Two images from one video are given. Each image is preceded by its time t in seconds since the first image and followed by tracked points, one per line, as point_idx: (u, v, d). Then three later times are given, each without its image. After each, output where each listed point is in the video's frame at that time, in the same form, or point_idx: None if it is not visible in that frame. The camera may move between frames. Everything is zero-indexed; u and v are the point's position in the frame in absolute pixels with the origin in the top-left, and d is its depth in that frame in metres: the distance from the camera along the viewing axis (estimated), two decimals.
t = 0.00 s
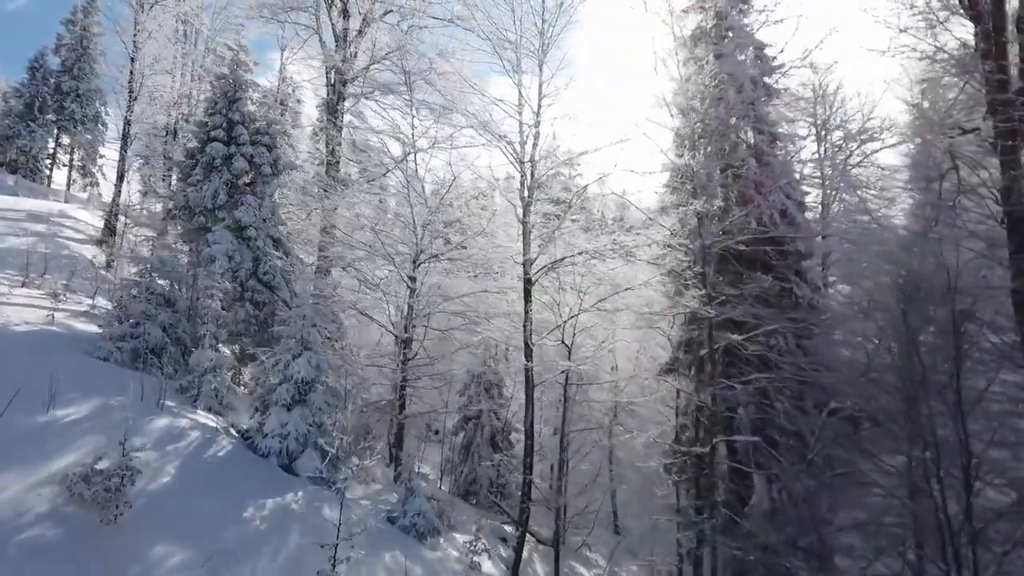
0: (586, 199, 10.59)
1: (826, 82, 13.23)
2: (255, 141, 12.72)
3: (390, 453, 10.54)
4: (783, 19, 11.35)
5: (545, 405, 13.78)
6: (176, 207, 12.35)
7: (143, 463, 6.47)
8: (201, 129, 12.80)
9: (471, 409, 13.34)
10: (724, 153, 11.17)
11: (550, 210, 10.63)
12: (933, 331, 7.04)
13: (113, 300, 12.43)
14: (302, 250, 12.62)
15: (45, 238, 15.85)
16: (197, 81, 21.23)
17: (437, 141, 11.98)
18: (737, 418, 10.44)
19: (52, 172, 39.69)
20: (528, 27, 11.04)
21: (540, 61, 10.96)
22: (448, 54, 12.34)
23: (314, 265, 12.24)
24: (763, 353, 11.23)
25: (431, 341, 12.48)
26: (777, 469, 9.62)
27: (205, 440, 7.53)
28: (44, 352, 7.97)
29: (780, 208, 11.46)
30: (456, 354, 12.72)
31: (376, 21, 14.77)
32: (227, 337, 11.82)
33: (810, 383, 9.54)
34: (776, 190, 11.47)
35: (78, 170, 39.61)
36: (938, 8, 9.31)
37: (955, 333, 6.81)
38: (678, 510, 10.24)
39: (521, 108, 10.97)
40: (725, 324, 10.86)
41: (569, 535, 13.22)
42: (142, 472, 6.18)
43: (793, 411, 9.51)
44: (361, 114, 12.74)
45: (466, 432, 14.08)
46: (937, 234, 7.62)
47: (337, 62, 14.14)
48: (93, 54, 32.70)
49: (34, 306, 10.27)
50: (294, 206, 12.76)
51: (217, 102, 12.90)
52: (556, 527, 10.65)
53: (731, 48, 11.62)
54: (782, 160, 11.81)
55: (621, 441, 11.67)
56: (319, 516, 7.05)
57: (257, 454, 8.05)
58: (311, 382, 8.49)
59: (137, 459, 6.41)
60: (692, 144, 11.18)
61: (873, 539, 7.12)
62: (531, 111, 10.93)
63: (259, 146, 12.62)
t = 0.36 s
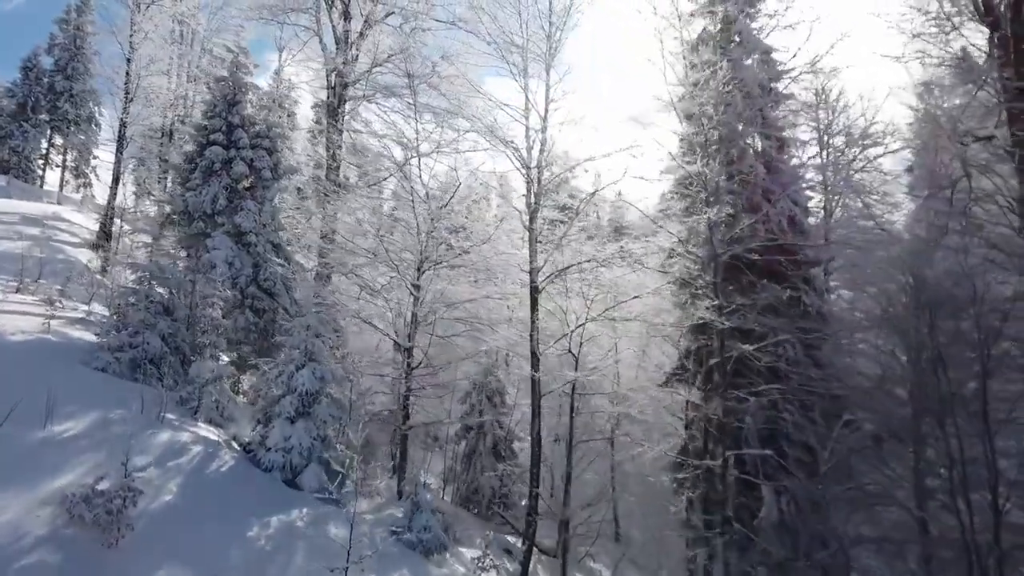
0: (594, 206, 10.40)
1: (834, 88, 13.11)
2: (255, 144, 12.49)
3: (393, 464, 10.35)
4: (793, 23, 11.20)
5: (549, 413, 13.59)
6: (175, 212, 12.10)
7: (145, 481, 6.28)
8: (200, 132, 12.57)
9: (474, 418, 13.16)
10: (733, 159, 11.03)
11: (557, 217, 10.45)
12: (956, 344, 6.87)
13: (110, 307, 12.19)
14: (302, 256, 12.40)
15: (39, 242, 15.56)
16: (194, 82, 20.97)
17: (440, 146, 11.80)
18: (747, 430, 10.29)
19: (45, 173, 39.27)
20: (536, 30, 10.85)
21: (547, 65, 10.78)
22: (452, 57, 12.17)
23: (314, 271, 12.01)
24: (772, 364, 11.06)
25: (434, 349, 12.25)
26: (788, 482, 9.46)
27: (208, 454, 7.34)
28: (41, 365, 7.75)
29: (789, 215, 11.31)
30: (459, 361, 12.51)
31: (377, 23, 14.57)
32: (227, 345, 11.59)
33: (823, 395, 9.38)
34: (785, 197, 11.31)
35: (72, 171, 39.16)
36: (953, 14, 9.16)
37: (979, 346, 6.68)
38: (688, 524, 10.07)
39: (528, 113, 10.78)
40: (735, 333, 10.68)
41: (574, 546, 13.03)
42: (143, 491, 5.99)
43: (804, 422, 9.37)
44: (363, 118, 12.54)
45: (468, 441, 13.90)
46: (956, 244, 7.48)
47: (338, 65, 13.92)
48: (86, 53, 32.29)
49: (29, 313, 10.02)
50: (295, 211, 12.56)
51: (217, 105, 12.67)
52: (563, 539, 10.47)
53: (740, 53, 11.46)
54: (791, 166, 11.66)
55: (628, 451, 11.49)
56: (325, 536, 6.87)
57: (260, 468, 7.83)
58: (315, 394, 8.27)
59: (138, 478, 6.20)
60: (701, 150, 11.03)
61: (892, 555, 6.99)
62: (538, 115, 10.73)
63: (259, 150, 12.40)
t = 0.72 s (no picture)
0: (602, 216, 10.23)
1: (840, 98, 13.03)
2: (255, 152, 12.28)
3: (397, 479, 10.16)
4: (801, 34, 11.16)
5: (552, 425, 13.40)
6: (173, 220, 11.88)
7: (147, 504, 6.06)
8: (200, 139, 12.36)
9: (478, 430, 12.98)
10: (742, 169, 10.89)
11: (565, 227, 10.27)
12: (979, 361, 6.72)
13: (106, 317, 11.92)
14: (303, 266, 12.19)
15: (33, 249, 15.28)
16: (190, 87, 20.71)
17: (444, 154, 11.62)
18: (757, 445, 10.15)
19: (37, 176, 38.74)
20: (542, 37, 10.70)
21: (554, 73, 10.62)
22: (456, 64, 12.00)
23: (315, 282, 11.79)
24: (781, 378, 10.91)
25: (436, 361, 12.04)
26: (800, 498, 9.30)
27: (210, 474, 7.13)
28: (37, 380, 7.51)
29: (797, 226, 11.19)
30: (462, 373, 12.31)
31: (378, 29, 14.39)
32: (226, 357, 11.37)
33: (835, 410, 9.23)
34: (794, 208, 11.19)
35: (64, 175, 38.66)
36: (966, 23, 9.05)
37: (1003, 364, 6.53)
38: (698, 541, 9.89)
39: (535, 122, 10.61)
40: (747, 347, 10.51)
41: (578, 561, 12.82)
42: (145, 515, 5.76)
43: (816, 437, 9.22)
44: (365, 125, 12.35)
45: (471, 453, 13.71)
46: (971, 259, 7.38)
47: (339, 71, 13.74)
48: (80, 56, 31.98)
49: (24, 325, 9.76)
50: (296, 220, 12.35)
51: (216, 112, 12.46)
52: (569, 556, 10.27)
53: (747, 62, 11.34)
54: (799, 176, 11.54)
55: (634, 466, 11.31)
56: (331, 559, 6.66)
57: (262, 487, 7.61)
58: (319, 409, 8.06)
59: (139, 501, 5.97)
60: (710, 160, 10.89)
61: None
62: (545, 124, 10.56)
63: (260, 158, 12.20)
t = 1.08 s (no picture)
0: (610, 227, 10.08)
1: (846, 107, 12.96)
2: (256, 160, 12.08)
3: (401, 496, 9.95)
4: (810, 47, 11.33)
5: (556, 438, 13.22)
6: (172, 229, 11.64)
7: (148, 527, 5.85)
8: (199, 146, 12.12)
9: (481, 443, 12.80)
10: (751, 180, 10.76)
11: (572, 237, 10.06)
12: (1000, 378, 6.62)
13: (103, 328, 11.67)
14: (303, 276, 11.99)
15: (26, 257, 14.96)
16: (187, 93, 20.47)
17: (449, 163, 11.47)
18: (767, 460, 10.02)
19: (29, 181, 38.28)
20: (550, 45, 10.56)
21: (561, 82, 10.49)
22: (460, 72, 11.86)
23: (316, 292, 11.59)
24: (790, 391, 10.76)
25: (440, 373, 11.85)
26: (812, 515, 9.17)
27: (213, 494, 6.93)
28: (33, 397, 7.27)
29: (805, 237, 11.08)
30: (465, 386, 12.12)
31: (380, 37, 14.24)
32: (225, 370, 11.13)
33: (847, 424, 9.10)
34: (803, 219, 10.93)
35: (57, 180, 38.23)
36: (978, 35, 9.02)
37: None
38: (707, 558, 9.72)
39: (542, 131, 10.48)
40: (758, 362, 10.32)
41: None
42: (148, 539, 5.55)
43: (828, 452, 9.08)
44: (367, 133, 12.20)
45: (473, 466, 13.52)
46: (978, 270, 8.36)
47: (341, 79, 13.57)
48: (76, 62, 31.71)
49: (19, 337, 9.49)
50: (297, 229, 12.16)
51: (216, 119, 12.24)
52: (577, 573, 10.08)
53: (755, 71, 11.25)
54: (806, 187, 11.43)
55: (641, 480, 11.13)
56: None
57: (265, 507, 7.39)
58: (324, 426, 7.87)
59: (141, 525, 5.76)
60: (718, 171, 10.77)
61: None
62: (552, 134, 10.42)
63: (260, 166, 12.00)
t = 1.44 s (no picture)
0: (617, 238, 9.95)
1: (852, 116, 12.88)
2: (256, 167, 11.88)
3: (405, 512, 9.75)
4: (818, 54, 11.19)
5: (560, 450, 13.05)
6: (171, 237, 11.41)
7: (148, 550, 5.64)
8: (198, 153, 11.89)
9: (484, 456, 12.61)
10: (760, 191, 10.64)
11: (579, 249, 10.07)
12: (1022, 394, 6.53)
13: (98, 339, 11.43)
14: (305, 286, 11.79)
15: (19, 265, 14.67)
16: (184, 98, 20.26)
17: (452, 172, 11.33)
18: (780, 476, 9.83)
19: (22, 186, 37.89)
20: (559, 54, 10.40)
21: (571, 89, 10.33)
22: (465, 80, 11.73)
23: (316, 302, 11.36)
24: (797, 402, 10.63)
25: (444, 385, 11.67)
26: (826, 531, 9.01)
27: (216, 514, 6.72)
28: (32, 413, 7.08)
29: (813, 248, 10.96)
30: (469, 398, 11.92)
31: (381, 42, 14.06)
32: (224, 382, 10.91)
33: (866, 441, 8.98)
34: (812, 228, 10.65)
35: (51, 185, 37.83)
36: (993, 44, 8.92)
37: None
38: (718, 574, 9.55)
39: (548, 140, 10.36)
40: (770, 377, 10.09)
41: None
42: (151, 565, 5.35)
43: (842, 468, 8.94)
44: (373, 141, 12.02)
45: (474, 478, 13.30)
46: (987, 282, 9.19)
47: (342, 86, 13.39)
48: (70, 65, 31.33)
49: (14, 349, 9.26)
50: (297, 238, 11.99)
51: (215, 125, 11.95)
52: None
53: (762, 80, 11.12)
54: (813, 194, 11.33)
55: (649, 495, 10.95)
56: None
57: (268, 526, 7.17)
58: (329, 442, 7.67)
59: (143, 549, 5.57)
60: (726, 181, 10.66)
61: None
62: (559, 143, 10.27)
63: (261, 173, 11.77)
